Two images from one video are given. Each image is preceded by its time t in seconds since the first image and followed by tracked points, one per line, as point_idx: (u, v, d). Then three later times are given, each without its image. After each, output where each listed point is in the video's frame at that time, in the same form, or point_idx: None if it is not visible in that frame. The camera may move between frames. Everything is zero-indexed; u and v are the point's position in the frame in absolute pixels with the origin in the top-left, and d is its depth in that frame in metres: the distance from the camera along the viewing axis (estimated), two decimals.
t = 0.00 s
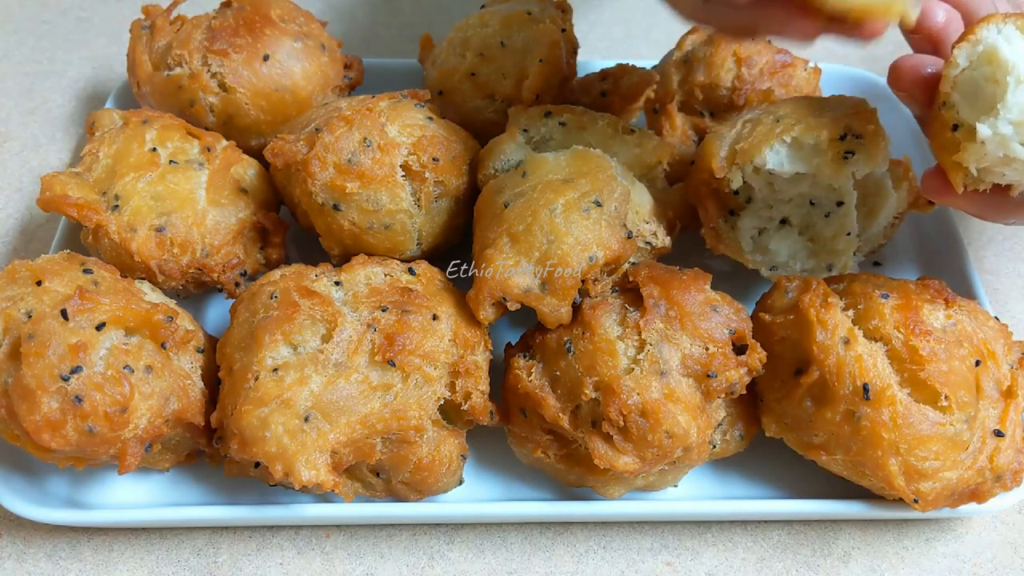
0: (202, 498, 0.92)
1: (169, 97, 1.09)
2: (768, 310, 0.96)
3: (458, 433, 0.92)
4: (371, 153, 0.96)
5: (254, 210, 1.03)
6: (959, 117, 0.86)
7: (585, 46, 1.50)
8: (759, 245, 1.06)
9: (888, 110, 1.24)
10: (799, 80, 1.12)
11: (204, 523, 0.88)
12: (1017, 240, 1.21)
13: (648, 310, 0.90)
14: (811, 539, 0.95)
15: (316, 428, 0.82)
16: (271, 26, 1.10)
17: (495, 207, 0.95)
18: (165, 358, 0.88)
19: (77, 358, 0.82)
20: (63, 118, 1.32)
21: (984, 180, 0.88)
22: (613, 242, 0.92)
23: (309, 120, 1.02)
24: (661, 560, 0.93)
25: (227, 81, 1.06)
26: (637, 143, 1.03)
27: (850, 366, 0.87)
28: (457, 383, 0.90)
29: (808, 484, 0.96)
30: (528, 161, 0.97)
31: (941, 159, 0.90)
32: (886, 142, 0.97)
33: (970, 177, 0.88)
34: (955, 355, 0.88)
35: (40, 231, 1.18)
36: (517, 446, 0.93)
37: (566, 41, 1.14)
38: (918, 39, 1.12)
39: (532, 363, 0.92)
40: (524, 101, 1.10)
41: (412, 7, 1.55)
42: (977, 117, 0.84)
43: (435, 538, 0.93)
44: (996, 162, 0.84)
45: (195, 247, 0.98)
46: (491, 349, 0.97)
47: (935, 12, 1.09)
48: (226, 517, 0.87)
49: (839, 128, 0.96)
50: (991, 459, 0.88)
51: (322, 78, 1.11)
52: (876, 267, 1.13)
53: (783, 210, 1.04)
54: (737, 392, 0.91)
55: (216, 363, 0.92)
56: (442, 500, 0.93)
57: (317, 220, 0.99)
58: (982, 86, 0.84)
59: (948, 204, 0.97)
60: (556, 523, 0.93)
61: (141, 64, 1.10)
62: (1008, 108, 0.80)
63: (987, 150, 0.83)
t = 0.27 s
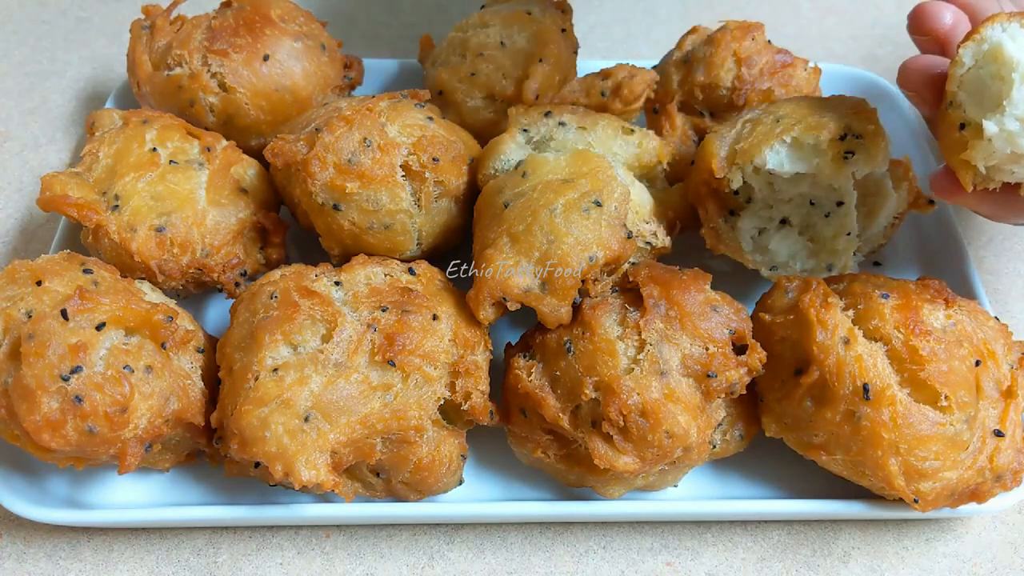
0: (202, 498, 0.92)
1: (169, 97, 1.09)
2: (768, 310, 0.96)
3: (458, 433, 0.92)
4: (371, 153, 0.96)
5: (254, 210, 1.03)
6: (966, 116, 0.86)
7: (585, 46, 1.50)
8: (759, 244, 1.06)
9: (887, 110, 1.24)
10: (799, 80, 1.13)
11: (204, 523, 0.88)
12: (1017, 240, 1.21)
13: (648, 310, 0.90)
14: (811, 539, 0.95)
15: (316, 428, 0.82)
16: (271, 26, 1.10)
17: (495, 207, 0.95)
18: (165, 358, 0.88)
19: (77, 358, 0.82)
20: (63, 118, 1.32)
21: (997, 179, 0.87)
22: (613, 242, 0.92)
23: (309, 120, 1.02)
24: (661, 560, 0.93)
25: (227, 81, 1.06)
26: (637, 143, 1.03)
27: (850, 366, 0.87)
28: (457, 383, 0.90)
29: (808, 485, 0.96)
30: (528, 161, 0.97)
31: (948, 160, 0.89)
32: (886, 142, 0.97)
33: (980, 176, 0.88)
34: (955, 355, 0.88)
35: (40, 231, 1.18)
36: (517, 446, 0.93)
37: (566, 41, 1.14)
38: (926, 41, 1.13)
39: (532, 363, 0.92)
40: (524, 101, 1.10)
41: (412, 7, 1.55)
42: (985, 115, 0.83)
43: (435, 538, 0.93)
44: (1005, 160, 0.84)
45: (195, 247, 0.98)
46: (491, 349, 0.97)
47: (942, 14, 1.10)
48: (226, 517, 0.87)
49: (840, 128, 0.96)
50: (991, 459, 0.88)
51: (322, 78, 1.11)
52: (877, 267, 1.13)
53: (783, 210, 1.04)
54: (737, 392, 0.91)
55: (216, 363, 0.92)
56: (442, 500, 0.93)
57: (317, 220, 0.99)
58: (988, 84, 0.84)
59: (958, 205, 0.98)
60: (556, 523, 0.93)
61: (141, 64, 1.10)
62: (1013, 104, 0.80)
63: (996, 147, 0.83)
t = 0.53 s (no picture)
0: (202, 498, 0.92)
1: (169, 97, 1.09)
2: (769, 310, 0.96)
3: (458, 433, 0.92)
4: (371, 153, 0.96)
5: (255, 210, 1.03)
6: (992, 96, 0.89)
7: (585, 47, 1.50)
8: (759, 244, 1.05)
9: (887, 110, 1.24)
10: (799, 80, 1.13)
11: (204, 523, 0.88)
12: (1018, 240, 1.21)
13: (648, 310, 0.90)
14: (811, 539, 0.95)
15: (316, 428, 0.82)
16: (271, 26, 1.10)
17: (495, 207, 0.95)
18: (165, 358, 0.88)
19: (77, 358, 0.82)
20: (63, 118, 1.32)
21: None
22: (613, 242, 0.92)
23: (309, 120, 1.02)
24: (661, 560, 0.93)
25: (227, 81, 1.06)
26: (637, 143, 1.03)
27: (850, 366, 0.87)
28: (457, 383, 0.90)
29: (808, 485, 0.96)
30: (528, 161, 0.97)
31: (984, 144, 0.91)
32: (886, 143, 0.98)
33: (1018, 156, 0.89)
34: (955, 355, 0.88)
35: (40, 231, 1.18)
36: (517, 446, 0.93)
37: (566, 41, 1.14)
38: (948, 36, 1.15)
39: (532, 363, 0.92)
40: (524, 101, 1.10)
41: (412, 7, 1.55)
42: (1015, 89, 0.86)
43: (435, 538, 0.93)
44: None
45: (195, 247, 0.98)
46: (491, 349, 0.97)
47: (969, 11, 1.13)
48: (226, 517, 0.87)
49: (840, 128, 0.97)
50: (991, 459, 0.88)
51: (322, 78, 1.11)
52: (877, 267, 1.13)
53: (784, 210, 1.04)
54: (737, 392, 0.91)
55: (216, 363, 0.92)
56: (442, 500, 0.93)
57: (317, 220, 0.99)
58: (1009, 59, 0.87)
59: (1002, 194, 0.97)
60: (556, 523, 0.93)
61: (141, 64, 1.10)
62: None
63: None
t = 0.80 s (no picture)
0: (202, 498, 0.92)
1: (169, 97, 1.09)
2: (769, 310, 0.97)
3: (458, 433, 0.92)
4: (371, 153, 0.96)
5: (255, 210, 1.03)
6: None
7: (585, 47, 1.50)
8: (760, 245, 1.05)
9: (887, 111, 1.24)
10: (799, 80, 1.13)
11: (205, 523, 0.88)
12: (1018, 240, 1.21)
13: (648, 310, 0.90)
14: (811, 539, 0.95)
15: (316, 428, 0.82)
16: (271, 26, 1.10)
17: (495, 207, 0.95)
18: (165, 358, 0.88)
19: (77, 358, 0.82)
20: (63, 118, 1.32)
21: None
22: (613, 242, 0.92)
23: (309, 120, 1.02)
24: (661, 560, 0.93)
25: (227, 81, 1.06)
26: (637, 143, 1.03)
27: (850, 366, 0.87)
28: (457, 383, 0.90)
29: (808, 485, 0.96)
30: (528, 161, 0.97)
31: None
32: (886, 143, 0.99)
33: None
34: (955, 355, 0.88)
35: (40, 231, 1.18)
36: (517, 446, 0.93)
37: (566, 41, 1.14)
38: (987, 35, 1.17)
39: (532, 363, 0.92)
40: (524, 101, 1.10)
41: (412, 7, 1.55)
42: None
43: (435, 538, 0.93)
44: None
45: (195, 247, 0.98)
46: (491, 349, 0.97)
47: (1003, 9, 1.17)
48: (226, 518, 0.87)
49: (840, 129, 0.97)
50: (991, 459, 0.88)
51: (322, 78, 1.11)
52: (877, 267, 1.14)
53: (784, 210, 1.04)
54: (737, 392, 0.91)
55: (216, 363, 0.92)
56: (442, 500, 0.93)
57: (317, 220, 0.99)
58: None
59: None
60: (556, 523, 0.93)
61: (141, 64, 1.10)
62: None
63: None
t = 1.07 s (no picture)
0: (202, 498, 0.92)
1: (169, 97, 1.09)
2: (769, 310, 0.97)
3: (458, 433, 0.92)
4: (371, 153, 0.96)
5: (255, 210, 1.03)
6: None
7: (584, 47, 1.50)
8: (760, 244, 1.04)
9: (887, 111, 1.24)
10: (799, 80, 1.13)
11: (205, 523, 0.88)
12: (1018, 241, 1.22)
13: (648, 310, 0.90)
14: (811, 539, 0.95)
15: (316, 428, 0.82)
16: (271, 26, 1.10)
17: (495, 207, 0.95)
18: (165, 358, 0.88)
19: (77, 358, 0.82)
20: (63, 118, 1.32)
21: None
22: (613, 242, 0.92)
23: (309, 120, 1.02)
24: (661, 560, 0.93)
25: (227, 81, 1.06)
26: (637, 143, 1.03)
27: (850, 366, 0.87)
28: (457, 383, 0.90)
29: (808, 485, 0.96)
30: (528, 161, 0.97)
31: None
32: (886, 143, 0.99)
33: None
34: (955, 355, 0.88)
35: (40, 231, 1.17)
36: (517, 446, 0.93)
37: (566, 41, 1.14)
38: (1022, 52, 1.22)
39: (532, 363, 0.92)
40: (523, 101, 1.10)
41: (412, 7, 1.55)
42: None
43: (435, 538, 0.93)
44: None
45: (195, 247, 0.98)
46: (491, 349, 0.97)
47: None
48: (226, 518, 0.87)
49: (840, 129, 0.97)
50: (991, 459, 0.88)
51: (322, 78, 1.11)
52: (876, 267, 1.14)
53: (784, 210, 1.03)
54: (737, 392, 0.91)
55: (216, 363, 0.91)
56: (442, 500, 0.93)
57: (317, 220, 0.99)
58: None
59: None
60: (555, 523, 0.93)
61: (141, 64, 1.10)
62: None
63: None
